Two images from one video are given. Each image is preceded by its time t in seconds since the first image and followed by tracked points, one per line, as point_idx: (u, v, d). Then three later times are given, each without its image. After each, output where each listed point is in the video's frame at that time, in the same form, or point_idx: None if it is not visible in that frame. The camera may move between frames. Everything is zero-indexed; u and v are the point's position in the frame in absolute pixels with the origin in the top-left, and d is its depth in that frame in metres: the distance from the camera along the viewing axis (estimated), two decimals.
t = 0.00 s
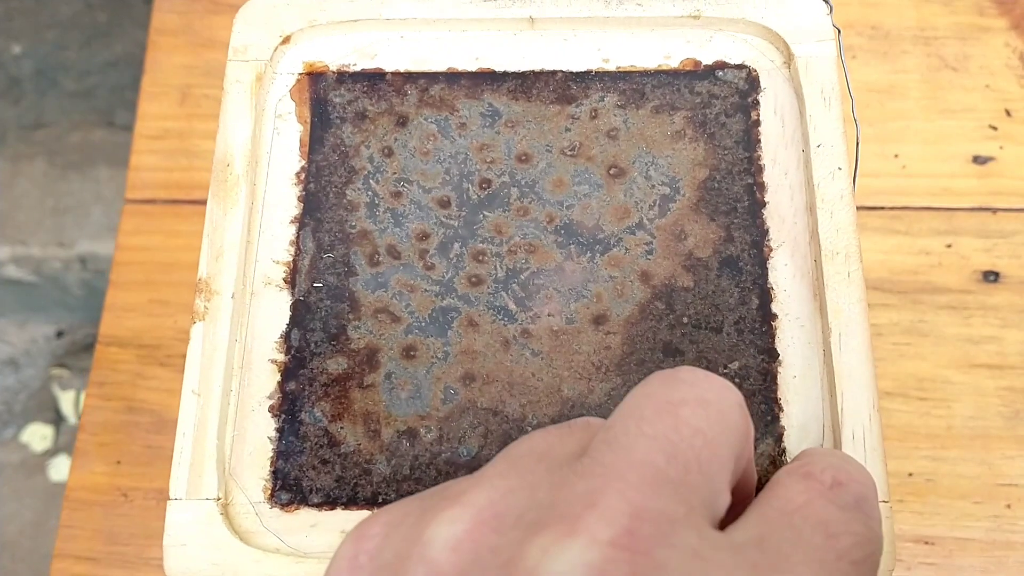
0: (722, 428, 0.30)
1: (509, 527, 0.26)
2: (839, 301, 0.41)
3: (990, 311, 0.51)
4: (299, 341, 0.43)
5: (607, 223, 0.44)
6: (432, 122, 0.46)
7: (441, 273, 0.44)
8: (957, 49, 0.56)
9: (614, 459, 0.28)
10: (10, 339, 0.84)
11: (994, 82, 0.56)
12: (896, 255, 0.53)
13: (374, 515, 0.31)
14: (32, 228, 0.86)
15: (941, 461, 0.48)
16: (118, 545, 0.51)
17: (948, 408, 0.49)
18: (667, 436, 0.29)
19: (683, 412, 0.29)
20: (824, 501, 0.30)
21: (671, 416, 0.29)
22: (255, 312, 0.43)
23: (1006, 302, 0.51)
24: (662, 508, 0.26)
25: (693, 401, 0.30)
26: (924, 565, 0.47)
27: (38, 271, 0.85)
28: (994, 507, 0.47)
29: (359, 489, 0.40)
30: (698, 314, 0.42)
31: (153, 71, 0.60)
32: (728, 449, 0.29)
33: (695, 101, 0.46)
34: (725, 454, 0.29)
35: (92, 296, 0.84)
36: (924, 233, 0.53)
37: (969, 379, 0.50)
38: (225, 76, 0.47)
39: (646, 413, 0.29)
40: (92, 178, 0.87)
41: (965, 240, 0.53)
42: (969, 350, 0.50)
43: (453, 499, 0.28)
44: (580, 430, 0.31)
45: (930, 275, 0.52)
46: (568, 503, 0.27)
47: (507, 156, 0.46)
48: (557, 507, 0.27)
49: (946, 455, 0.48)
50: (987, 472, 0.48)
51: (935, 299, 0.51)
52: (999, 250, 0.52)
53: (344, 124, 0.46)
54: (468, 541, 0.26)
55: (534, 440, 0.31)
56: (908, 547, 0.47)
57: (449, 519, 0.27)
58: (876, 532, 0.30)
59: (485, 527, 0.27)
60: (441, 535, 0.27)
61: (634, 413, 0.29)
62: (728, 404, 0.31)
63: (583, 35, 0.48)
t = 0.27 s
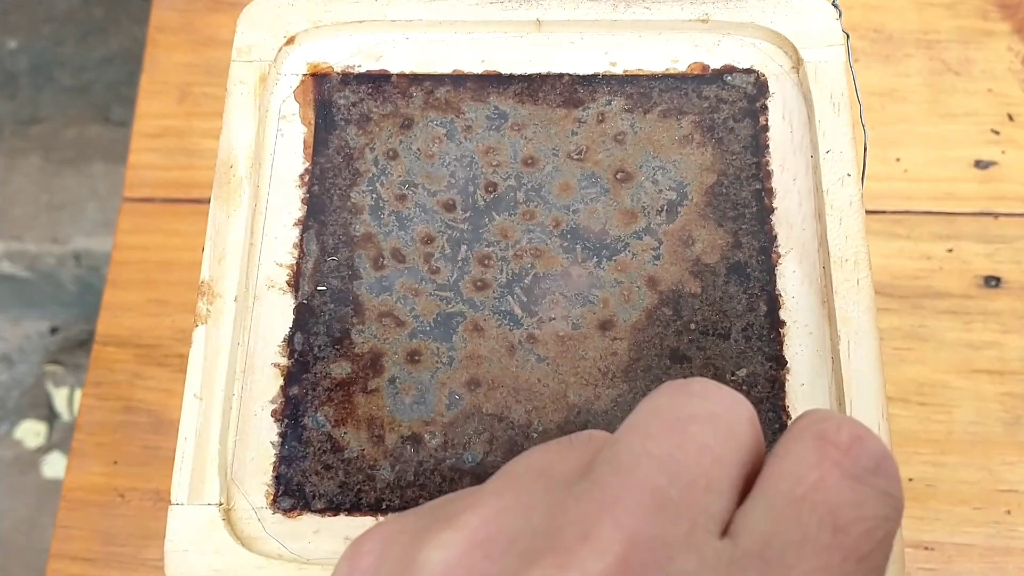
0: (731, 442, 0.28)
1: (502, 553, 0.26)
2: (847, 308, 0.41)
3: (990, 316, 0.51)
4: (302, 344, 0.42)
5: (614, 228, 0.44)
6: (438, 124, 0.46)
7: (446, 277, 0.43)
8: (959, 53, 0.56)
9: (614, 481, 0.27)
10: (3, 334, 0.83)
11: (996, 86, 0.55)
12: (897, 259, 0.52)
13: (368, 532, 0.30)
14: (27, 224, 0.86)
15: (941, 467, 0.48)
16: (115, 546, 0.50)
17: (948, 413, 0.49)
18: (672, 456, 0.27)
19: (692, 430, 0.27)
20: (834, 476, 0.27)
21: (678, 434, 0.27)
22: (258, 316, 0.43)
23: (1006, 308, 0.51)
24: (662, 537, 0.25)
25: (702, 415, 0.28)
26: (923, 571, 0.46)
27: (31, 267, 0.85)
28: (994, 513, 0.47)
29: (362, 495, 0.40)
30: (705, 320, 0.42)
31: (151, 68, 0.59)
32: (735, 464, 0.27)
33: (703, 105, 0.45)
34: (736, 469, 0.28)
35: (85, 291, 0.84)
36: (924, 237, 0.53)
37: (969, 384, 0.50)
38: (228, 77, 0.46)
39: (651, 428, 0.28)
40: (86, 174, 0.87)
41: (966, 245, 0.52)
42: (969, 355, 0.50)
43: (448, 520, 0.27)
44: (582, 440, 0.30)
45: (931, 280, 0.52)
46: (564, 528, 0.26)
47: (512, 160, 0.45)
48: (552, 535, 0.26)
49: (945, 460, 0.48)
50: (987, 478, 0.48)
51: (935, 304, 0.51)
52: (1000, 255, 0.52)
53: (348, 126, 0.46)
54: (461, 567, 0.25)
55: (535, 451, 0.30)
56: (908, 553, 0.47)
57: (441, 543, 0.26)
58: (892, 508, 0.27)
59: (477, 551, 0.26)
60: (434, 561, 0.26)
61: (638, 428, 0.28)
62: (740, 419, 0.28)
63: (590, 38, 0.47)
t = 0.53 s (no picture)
0: (745, 439, 0.28)
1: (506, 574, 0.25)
2: (852, 304, 0.41)
3: (991, 319, 0.51)
4: (301, 336, 0.42)
5: (616, 221, 0.44)
6: (440, 117, 0.46)
7: (447, 270, 0.43)
8: (960, 56, 0.56)
9: (621, 500, 0.26)
10: None
11: (996, 90, 0.55)
12: (897, 262, 0.52)
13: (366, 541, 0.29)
14: (22, 224, 0.85)
15: (941, 470, 0.48)
16: (109, 545, 0.49)
17: (949, 417, 0.49)
18: (681, 465, 0.27)
19: (703, 433, 0.27)
20: (845, 478, 0.27)
21: (688, 438, 0.27)
22: (257, 307, 0.42)
23: (1007, 311, 0.51)
24: (670, 558, 0.25)
25: (716, 413, 0.28)
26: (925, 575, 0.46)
27: (27, 267, 0.84)
28: (995, 517, 0.46)
29: (361, 488, 0.39)
30: (709, 315, 0.42)
31: (149, 65, 0.59)
32: (750, 467, 0.27)
33: (706, 100, 0.45)
34: (748, 470, 0.27)
35: (82, 293, 0.83)
36: (925, 240, 0.52)
37: (970, 388, 0.49)
38: (229, 68, 0.46)
39: (662, 434, 0.27)
40: (82, 175, 0.86)
41: (966, 248, 0.52)
42: (970, 359, 0.50)
43: (452, 537, 0.27)
44: (586, 447, 0.30)
45: (931, 283, 0.51)
46: (570, 551, 0.25)
47: (515, 153, 0.45)
48: (556, 559, 0.25)
49: (946, 464, 0.48)
50: (988, 482, 0.47)
51: (936, 307, 0.51)
52: (1001, 258, 0.52)
53: (350, 118, 0.46)
54: None
55: (537, 459, 0.30)
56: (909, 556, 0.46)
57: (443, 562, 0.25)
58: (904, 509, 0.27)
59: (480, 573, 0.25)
60: None
61: (648, 434, 0.28)
62: (754, 413, 0.28)
63: (593, 32, 0.47)
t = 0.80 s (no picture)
0: (801, 434, 0.26)
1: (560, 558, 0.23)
2: (849, 308, 0.41)
3: (994, 318, 0.51)
4: (301, 340, 0.42)
5: (615, 225, 0.44)
6: (440, 121, 0.46)
7: (446, 274, 0.43)
8: (964, 55, 0.56)
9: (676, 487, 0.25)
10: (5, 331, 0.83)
11: (1000, 89, 0.55)
12: (900, 262, 0.52)
13: (408, 514, 0.28)
14: (29, 222, 0.86)
15: (943, 469, 0.48)
16: (114, 543, 0.50)
17: (951, 416, 0.49)
18: (736, 456, 0.25)
19: (760, 424, 0.26)
20: (893, 520, 0.27)
21: (744, 429, 0.26)
22: (258, 311, 0.43)
23: (1011, 310, 0.51)
24: (728, 549, 0.23)
25: (774, 406, 0.26)
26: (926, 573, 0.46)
27: (34, 264, 0.85)
28: (996, 516, 0.47)
29: (361, 491, 0.40)
30: (706, 318, 0.42)
31: (153, 65, 0.59)
32: (803, 465, 0.26)
33: (705, 104, 0.45)
34: (800, 469, 0.26)
35: (88, 289, 0.84)
36: (928, 239, 0.52)
37: (972, 387, 0.49)
38: (230, 72, 0.46)
39: (717, 424, 0.26)
40: (89, 172, 0.87)
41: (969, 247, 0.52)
42: (973, 358, 0.50)
43: (500, 519, 0.26)
44: (627, 438, 0.28)
45: (934, 282, 0.52)
46: (624, 537, 0.23)
47: (514, 157, 0.45)
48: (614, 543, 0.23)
49: (949, 463, 0.48)
50: (990, 481, 0.48)
51: (938, 306, 0.51)
52: (1005, 257, 0.52)
53: (350, 122, 0.46)
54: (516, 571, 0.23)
55: (583, 447, 0.28)
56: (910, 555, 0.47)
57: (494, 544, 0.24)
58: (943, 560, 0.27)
59: (533, 556, 0.24)
60: (490, 563, 0.24)
61: (704, 422, 0.26)
62: (812, 407, 0.27)
63: (592, 36, 0.47)
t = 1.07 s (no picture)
0: (761, 442, 0.32)
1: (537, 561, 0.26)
2: (845, 315, 0.41)
3: (998, 317, 0.51)
4: (304, 347, 0.43)
5: (613, 232, 0.44)
6: (439, 129, 0.46)
7: (446, 281, 0.44)
8: (969, 52, 0.56)
9: (649, 495, 0.29)
10: (15, 327, 0.84)
11: (1005, 86, 0.55)
12: (904, 260, 0.52)
13: (390, 520, 0.30)
14: (40, 217, 0.87)
15: (946, 468, 0.48)
16: (124, 542, 0.51)
17: (954, 415, 0.49)
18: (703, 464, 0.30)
19: (724, 433, 0.31)
20: (852, 525, 0.32)
21: (709, 437, 0.31)
22: (261, 319, 0.43)
23: (1014, 309, 0.51)
24: (694, 549, 0.27)
25: (735, 417, 0.32)
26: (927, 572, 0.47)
27: (44, 260, 0.86)
28: (998, 515, 0.47)
29: (362, 497, 0.40)
30: (704, 325, 0.42)
31: (160, 66, 0.60)
32: (765, 471, 0.31)
33: (703, 111, 0.46)
34: (759, 476, 0.31)
35: (98, 286, 0.86)
36: (932, 237, 0.53)
37: (976, 386, 0.50)
38: (232, 81, 0.47)
39: (688, 435, 0.31)
40: (99, 168, 0.88)
41: (974, 246, 0.52)
42: (976, 357, 0.50)
43: (479, 524, 0.28)
44: (604, 449, 0.32)
45: (938, 281, 0.52)
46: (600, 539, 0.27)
47: (513, 164, 0.46)
48: (590, 544, 0.27)
49: (952, 461, 0.48)
50: (993, 480, 0.48)
51: (942, 305, 0.51)
52: (1009, 256, 0.52)
53: (351, 131, 0.46)
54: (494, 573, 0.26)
55: (558, 458, 0.31)
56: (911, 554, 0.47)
57: (472, 549, 0.27)
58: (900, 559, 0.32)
59: (508, 559, 0.26)
60: (468, 565, 0.26)
61: (675, 432, 0.31)
62: (770, 417, 0.33)
63: (591, 44, 0.48)
